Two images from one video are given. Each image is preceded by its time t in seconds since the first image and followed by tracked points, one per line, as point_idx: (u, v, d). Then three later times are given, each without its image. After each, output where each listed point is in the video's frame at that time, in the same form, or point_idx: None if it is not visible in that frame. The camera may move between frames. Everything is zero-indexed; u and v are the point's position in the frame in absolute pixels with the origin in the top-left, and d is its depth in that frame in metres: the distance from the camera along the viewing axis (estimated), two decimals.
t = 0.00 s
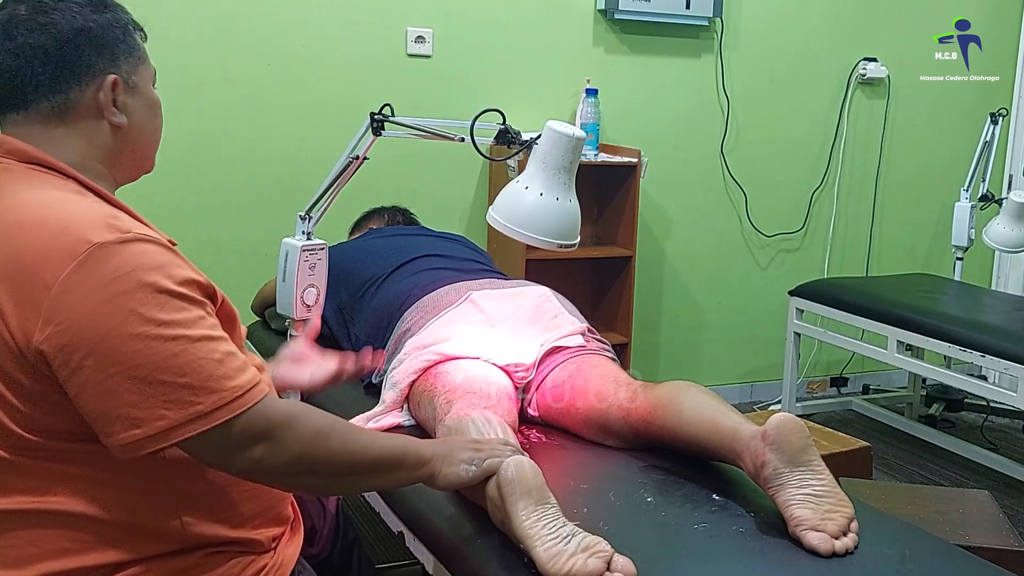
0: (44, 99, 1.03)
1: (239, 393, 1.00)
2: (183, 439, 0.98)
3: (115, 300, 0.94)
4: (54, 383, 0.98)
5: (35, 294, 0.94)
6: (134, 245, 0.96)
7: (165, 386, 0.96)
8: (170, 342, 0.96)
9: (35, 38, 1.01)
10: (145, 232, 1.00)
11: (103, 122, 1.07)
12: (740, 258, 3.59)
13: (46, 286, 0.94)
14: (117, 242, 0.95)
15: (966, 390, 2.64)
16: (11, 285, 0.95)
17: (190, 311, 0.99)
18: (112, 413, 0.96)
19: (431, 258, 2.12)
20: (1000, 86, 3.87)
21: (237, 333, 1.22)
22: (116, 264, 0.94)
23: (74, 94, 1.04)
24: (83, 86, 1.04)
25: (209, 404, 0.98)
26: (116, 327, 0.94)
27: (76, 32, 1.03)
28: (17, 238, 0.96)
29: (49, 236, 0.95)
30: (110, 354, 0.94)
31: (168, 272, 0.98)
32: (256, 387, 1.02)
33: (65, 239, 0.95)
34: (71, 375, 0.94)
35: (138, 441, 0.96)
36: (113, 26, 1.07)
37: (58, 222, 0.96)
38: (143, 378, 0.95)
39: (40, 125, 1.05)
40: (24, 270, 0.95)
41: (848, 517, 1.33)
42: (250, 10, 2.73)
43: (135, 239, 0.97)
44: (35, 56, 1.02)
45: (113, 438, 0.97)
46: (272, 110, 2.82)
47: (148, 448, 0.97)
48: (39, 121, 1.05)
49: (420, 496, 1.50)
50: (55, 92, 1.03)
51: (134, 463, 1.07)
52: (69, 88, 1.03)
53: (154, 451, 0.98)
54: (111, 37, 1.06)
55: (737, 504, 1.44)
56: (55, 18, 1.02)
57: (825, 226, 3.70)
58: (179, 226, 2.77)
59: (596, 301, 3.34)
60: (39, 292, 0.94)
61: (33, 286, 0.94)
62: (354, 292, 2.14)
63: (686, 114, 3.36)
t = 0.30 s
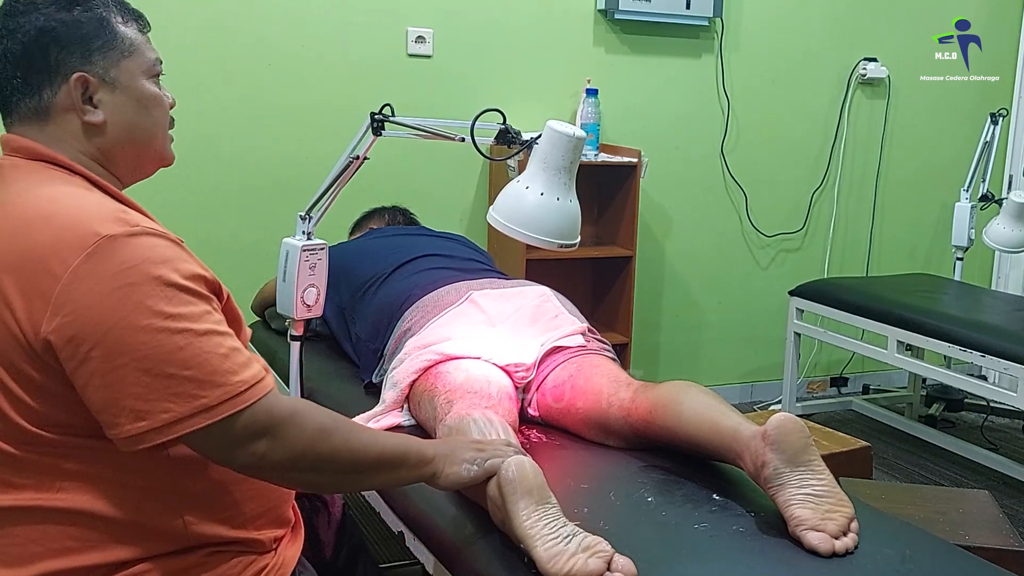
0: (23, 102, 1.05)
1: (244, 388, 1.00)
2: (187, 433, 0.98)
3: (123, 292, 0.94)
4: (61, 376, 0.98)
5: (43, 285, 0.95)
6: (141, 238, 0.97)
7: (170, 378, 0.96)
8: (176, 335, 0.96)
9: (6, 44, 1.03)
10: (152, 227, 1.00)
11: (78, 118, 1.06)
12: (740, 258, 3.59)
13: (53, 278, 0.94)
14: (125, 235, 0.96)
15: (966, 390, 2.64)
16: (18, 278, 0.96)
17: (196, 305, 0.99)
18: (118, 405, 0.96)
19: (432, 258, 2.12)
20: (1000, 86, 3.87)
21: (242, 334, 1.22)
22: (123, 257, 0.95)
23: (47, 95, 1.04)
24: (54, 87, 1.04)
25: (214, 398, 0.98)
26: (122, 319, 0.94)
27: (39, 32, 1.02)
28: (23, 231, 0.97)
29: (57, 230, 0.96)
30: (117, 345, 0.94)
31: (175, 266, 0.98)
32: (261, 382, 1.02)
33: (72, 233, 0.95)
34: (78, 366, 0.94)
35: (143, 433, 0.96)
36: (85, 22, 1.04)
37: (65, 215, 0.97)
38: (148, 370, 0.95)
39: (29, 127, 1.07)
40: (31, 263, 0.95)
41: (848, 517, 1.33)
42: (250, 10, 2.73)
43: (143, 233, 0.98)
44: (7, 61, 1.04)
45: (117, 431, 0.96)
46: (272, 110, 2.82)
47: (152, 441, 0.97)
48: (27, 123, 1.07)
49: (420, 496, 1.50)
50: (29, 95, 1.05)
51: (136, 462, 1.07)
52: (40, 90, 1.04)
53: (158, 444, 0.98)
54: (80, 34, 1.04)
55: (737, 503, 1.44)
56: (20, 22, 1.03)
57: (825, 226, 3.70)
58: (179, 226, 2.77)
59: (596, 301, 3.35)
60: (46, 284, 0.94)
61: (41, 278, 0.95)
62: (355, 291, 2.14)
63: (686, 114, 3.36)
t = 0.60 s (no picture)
0: (31, 101, 1.05)
1: (242, 391, 1.00)
2: (186, 434, 0.98)
3: (123, 293, 0.94)
4: (60, 376, 0.98)
5: (44, 285, 0.94)
6: (142, 241, 0.97)
7: (169, 380, 0.96)
8: (176, 337, 0.96)
9: (17, 45, 1.04)
10: (154, 229, 1.01)
11: (86, 120, 1.06)
12: (740, 258, 3.59)
13: (54, 277, 0.94)
14: (127, 237, 0.96)
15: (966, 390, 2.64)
16: (18, 277, 0.95)
17: (196, 308, 1.00)
18: (115, 406, 0.96)
19: (432, 258, 2.12)
20: (1000, 86, 3.87)
21: (244, 335, 1.22)
22: (124, 258, 0.95)
23: (54, 96, 1.04)
24: (62, 88, 1.04)
25: (213, 400, 0.98)
26: (121, 321, 0.94)
27: (48, 35, 1.03)
28: (25, 230, 0.97)
29: (58, 229, 0.96)
30: (116, 346, 0.94)
31: (176, 268, 0.99)
32: (260, 385, 1.02)
33: (74, 233, 0.95)
34: (76, 367, 0.94)
35: (140, 434, 0.96)
36: (95, 24, 1.04)
37: (67, 215, 0.97)
38: (147, 372, 0.95)
39: (37, 126, 1.07)
40: (33, 262, 0.95)
41: (848, 517, 1.33)
42: (250, 10, 2.73)
43: (144, 235, 0.98)
44: (17, 62, 1.04)
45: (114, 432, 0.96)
46: (272, 110, 2.82)
47: (149, 442, 0.97)
48: (35, 123, 1.07)
49: (420, 496, 1.50)
50: (37, 94, 1.05)
51: (136, 463, 1.07)
52: (48, 90, 1.04)
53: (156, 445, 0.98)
54: (90, 36, 1.04)
55: (737, 504, 1.44)
56: (31, 24, 1.03)
57: (825, 226, 3.70)
58: (179, 226, 2.77)
59: (596, 301, 3.34)
60: (46, 283, 0.94)
61: (41, 277, 0.95)
62: (355, 291, 2.14)
63: (686, 114, 3.36)
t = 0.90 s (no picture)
0: (56, 99, 1.05)
1: (247, 393, 1.00)
2: (190, 435, 0.98)
3: (129, 294, 0.94)
4: (64, 376, 0.98)
5: (50, 284, 0.94)
6: (149, 242, 0.97)
7: (173, 381, 0.96)
8: (181, 339, 0.96)
9: (54, 41, 1.04)
10: (160, 231, 1.00)
11: (112, 127, 1.06)
12: (740, 258, 3.59)
13: (60, 277, 0.94)
14: (134, 239, 0.96)
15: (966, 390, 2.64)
16: (24, 277, 0.96)
17: (202, 310, 0.99)
18: (120, 407, 0.96)
19: (432, 258, 2.12)
20: (1000, 86, 3.87)
21: (248, 337, 1.22)
22: (131, 260, 0.95)
23: (82, 97, 1.04)
24: (91, 91, 1.04)
25: (217, 402, 0.98)
26: (127, 322, 0.94)
27: (88, 38, 1.03)
28: (32, 229, 0.97)
29: (66, 230, 0.96)
30: (122, 348, 0.94)
31: (182, 271, 0.98)
32: (264, 387, 1.02)
33: (83, 234, 0.95)
34: (81, 368, 0.94)
35: (145, 435, 0.96)
36: (136, 35, 1.05)
37: (75, 216, 0.97)
38: (151, 373, 0.95)
39: (54, 124, 1.07)
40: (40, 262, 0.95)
41: (848, 517, 1.33)
42: (249, 10, 2.73)
43: (151, 237, 0.98)
44: (52, 59, 1.04)
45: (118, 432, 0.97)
46: (272, 110, 2.82)
47: (153, 443, 0.97)
48: (52, 122, 1.06)
49: (421, 497, 1.50)
50: (65, 94, 1.04)
51: (137, 463, 1.06)
52: (77, 91, 1.04)
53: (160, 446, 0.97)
54: (128, 45, 1.04)
55: (737, 503, 1.44)
56: (73, 24, 1.04)
57: (825, 226, 3.69)
58: (179, 226, 2.77)
59: (596, 301, 3.34)
60: (52, 283, 0.94)
61: (48, 277, 0.95)
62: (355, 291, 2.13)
63: (686, 114, 3.36)
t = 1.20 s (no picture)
0: (50, 107, 1.05)
1: (244, 398, 1.00)
2: (185, 440, 0.98)
3: (125, 299, 0.94)
4: (61, 379, 0.98)
5: (47, 287, 0.95)
6: (147, 246, 0.97)
7: (169, 386, 0.96)
8: (177, 343, 0.96)
9: (38, 49, 1.03)
10: (158, 234, 1.00)
11: (107, 127, 1.06)
12: (740, 258, 3.59)
13: (56, 280, 0.94)
14: (131, 243, 0.96)
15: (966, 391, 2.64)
16: (22, 280, 0.96)
17: (199, 314, 0.99)
18: (115, 410, 0.96)
19: (431, 258, 2.12)
20: (1000, 86, 3.87)
21: (248, 340, 1.22)
22: (128, 264, 0.95)
23: (75, 101, 1.04)
24: (82, 94, 1.03)
25: (214, 407, 0.98)
26: (123, 326, 0.94)
27: (70, 41, 1.02)
28: (30, 231, 0.97)
29: (62, 232, 0.96)
30: (117, 352, 0.94)
31: (180, 275, 0.98)
32: (261, 392, 1.02)
33: (80, 236, 0.95)
34: (77, 371, 0.95)
35: (140, 439, 0.97)
36: (116, 30, 1.04)
37: (73, 218, 0.97)
38: (147, 377, 0.95)
39: (54, 129, 1.07)
40: (37, 264, 0.95)
41: (848, 517, 1.33)
42: (249, 9, 2.73)
43: (150, 241, 0.97)
44: (38, 65, 1.03)
45: (113, 435, 0.97)
46: (271, 109, 2.82)
47: (148, 446, 0.97)
48: (50, 126, 1.06)
49: (420, 497, 1.50)
50: (58, 100, 1.04)
51: (135, 465, 1.06)
52: (69, 96, 1.04)
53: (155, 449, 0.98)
54: (110, 42, 1.03)
55: (737, 504, 1.44)
56: (51, 28, 1.03)
57: (825, 226, 3.69)
58: (179, 226, 2.77)
59: (596, 301, 3.34)
60: (49, 286, 0.94)
61: (45, 279, 0.95)
62: (355, 291, 2.13)
63: (686, 113, 3.36)
